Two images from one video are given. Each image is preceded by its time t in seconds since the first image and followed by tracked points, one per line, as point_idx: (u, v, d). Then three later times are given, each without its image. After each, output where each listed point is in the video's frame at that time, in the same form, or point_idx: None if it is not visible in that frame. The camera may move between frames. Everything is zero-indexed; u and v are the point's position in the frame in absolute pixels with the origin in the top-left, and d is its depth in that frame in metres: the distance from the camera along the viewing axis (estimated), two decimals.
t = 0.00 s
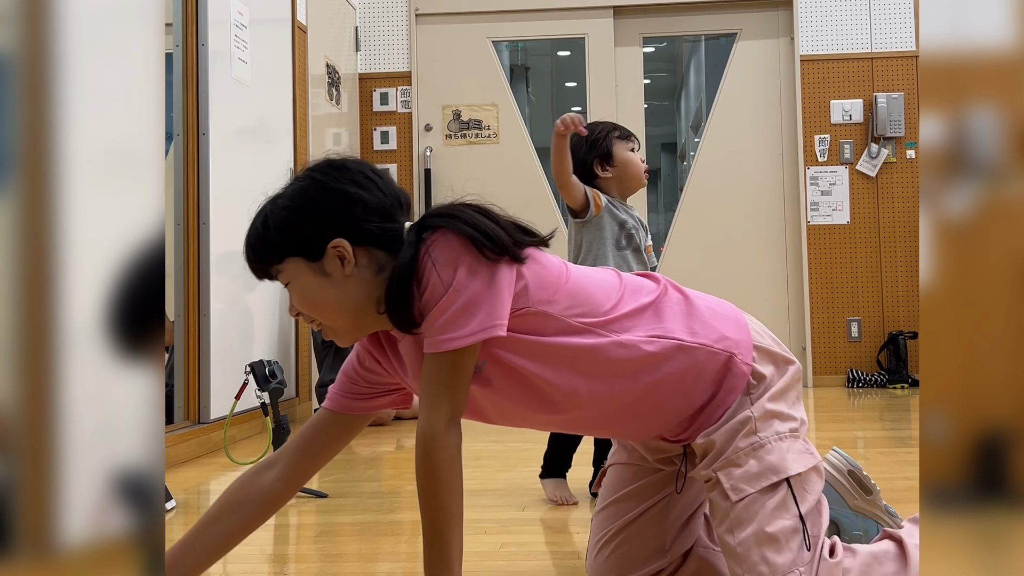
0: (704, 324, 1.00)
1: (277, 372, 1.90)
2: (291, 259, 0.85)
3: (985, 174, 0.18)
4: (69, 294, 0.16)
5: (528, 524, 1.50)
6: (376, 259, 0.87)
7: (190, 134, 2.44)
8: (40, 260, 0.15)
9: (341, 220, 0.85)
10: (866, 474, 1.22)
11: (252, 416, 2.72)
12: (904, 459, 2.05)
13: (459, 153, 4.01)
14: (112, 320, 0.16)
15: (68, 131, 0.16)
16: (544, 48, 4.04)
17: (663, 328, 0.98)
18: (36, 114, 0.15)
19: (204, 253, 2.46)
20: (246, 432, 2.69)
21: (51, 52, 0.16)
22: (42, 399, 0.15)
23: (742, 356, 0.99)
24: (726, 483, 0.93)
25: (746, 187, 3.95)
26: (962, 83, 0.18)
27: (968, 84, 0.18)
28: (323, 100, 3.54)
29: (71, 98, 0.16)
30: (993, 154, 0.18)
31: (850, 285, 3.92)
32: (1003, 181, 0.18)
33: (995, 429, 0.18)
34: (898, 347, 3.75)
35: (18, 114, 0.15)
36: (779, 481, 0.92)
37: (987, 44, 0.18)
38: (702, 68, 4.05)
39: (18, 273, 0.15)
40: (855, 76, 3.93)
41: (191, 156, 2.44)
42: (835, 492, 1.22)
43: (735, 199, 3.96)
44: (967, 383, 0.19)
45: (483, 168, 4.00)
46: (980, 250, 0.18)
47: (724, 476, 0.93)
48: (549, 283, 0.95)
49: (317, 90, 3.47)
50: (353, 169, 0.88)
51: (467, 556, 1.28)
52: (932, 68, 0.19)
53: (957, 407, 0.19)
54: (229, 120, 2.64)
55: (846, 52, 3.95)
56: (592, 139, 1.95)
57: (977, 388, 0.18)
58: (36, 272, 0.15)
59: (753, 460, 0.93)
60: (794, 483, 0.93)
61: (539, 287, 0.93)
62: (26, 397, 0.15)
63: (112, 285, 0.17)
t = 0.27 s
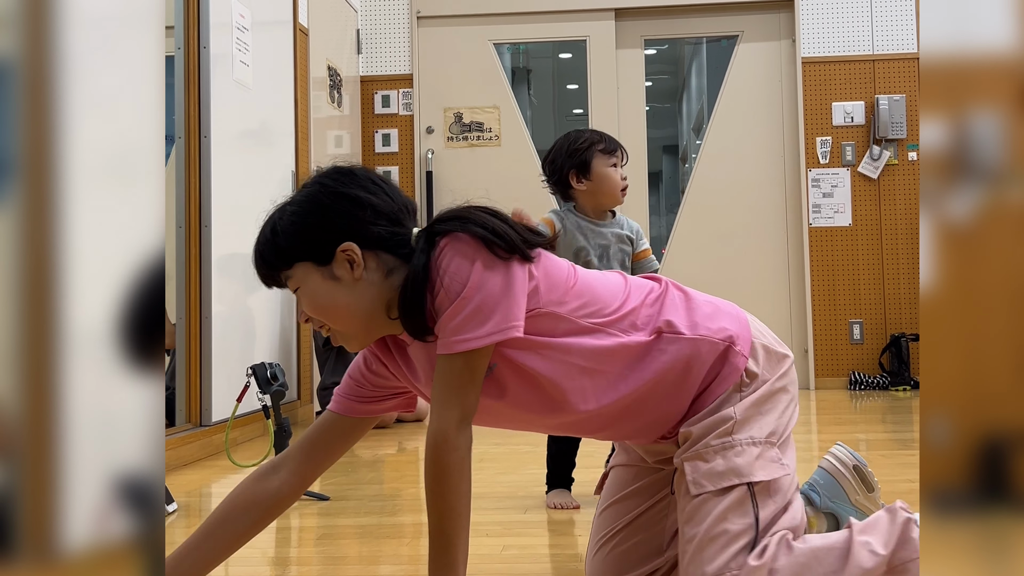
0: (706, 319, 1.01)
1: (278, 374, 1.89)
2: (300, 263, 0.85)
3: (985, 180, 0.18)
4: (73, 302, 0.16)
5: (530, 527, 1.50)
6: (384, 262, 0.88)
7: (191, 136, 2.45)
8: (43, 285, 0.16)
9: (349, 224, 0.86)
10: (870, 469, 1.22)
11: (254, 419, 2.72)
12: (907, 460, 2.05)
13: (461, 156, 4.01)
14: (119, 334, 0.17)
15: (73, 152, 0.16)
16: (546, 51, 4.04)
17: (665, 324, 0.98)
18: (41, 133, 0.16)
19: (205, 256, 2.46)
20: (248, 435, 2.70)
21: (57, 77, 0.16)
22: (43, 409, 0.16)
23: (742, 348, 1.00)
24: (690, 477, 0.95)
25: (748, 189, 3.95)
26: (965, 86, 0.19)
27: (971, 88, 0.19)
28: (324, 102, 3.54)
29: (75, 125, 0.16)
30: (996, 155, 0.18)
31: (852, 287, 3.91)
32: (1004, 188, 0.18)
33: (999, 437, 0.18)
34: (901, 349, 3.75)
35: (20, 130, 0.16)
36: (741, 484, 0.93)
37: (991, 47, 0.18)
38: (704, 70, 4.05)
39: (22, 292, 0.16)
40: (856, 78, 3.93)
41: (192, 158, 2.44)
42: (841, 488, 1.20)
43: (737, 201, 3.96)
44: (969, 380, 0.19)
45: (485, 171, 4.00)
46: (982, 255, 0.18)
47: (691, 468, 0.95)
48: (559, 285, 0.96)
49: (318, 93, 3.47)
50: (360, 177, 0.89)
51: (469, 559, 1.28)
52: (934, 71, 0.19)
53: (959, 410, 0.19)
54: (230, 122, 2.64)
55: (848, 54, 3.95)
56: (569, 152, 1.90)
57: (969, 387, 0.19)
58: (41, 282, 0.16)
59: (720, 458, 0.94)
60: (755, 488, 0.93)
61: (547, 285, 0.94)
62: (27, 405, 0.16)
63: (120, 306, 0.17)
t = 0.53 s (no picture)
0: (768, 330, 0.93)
1: (277, 376, 1.88)
2: (375, 159, 0.84)
3: (986, 181, 0.20)
4: (74, 304, 0.22)
5: (530, 528, 1.50)
6: (450, 185, 0.82)
7: (189, 137, 2.45)
8: (40, 288, 0.21)
9: (424, 140, 0.81)
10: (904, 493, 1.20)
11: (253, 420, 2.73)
12: (909, 462, 2.04)
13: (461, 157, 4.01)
14: (105, 324, 0.23)
15: (70, 164, 0.22)
16: (546, 52, 4.05)
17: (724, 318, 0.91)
18: (34, 150, 0.21)
19: (204, 257, 2.46)
20: (247, 436, 2.69)
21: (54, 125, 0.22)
22: (40, 382, 0.21)
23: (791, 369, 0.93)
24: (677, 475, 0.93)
25: (748, 190, 3.95)
26: (964, 90, 0.20)
27: (972, 92, 0.20)
28: (324, 103, 3.54)
29: (74, 151, 0.22)
30: (995, 157, 0.20)
31: (852, 288, 3.91)
32: (1004, 188, 0.19)
33: (1001, 441, 0.20)
34: (901, 350, 3.73)
35: (16, 143, 0.21)
36: (713, 506, 0.90)
37: (989, 48, 0.20)
38: (704, 71, 4.05)
39: (20, 303, 0.21)
40: (856, 79, 3.93)
41: (191, 159, 2.44)
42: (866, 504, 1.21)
43: (736, 202, 3.96)
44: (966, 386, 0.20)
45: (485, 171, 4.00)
46: (978, 259, 0.20)
47: (681, 467, 0.93)
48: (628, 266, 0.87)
49: (318, 94, 3.47)
50: (452, 90, 0.81)
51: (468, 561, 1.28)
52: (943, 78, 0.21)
53: (960, 411, 0.20)
54: (230, 123, 2.64)
55: (848, 55, 3.95)
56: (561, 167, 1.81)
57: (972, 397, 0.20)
58: (37, 286, 0.21)
59: (707, 472, 0.91)
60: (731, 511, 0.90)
61: (616, 264, 0.86)
62: (26, 423, 0.21)
63: (107, 297, 0.23)
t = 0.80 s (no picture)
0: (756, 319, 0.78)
1: (275, 375, 1.88)
2: None
3: (983, 181, 0.19)
4: (68, 305, 0.21)
5: (528, 528, 1.50)
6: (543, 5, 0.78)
7: (187, 136, 2.43)
8: (38, 288, 0.21)
9: None
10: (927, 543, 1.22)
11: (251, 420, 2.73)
12: (904, 461, 2.05)
13: (459, 156, 4.01)
14: (100, 325, 0.22)
15: (66, 168, 0.21)
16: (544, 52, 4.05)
17: (696, 294, 0.76)
18: (32, 150, 0.21)
19: (202, 257, 2.46)
20: (245, 435, 2.70)
21: (48, 125, 0.21)
22: (37, 378, 0.21)
23: (751, 379, 0.77)
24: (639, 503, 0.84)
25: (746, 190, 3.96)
26: (960, 88, 0.19)
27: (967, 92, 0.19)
28: (322, 103, 3.54)
29: (66, 151, 0.21)
30: (992, 157, 0.19)
31: (850, 288, 3.92)
32: (1000, 190, 0.18)
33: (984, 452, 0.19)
34: (898, 349, 3.70)
35: (16, 141, 0.21)
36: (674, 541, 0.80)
37: (988, 49, 0.18)
38: (702, 70, 4.04)
39: (16, 304, 0.21)
40: (853, 79, 3.94)
41: (189, 158, 2.43)
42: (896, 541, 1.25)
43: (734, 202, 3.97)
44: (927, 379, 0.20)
45: (483, 171, 4.00)
46: (978, 256, 0.19)
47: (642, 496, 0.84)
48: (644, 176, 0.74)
49: (316, 93, 3.47)
50: None
51: (466, 560, 1.28)
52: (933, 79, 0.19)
53: (957, 411, 0.19)
54: (228, 122, 2.64)
55: (846, 54, 3.95)
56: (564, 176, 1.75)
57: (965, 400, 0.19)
58: (33, 286, 0.21)
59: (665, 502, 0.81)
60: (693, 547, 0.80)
61: (636, 161, 0.74)
62: (24, 427, 0.21)
63: (103, 296, 0.22)
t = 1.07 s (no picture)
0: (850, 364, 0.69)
1: (272, 373, 1.88)
2: None
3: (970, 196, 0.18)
4: (64, 303, 0.22)
5: (525, 526, 1.50)
6: None
7: (184, 134, 2.43)
8: (32, 291, 0.21)
9: None
10: None
11: (248, 418, 2.73)
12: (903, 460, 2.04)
13: (456, 154, 4.01)
14: (95, 324, 0.22)
15: (62, 160, 0.22)
16: (541, 50, 4.05)
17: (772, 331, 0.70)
18: (28, 138, 0.21)
19: (198, 255, 2.45)
20: (242, 434, 2.69)
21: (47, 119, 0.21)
22: (32, 386, 0.21)
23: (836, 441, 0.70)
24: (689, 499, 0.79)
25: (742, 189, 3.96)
26: (968, 88, 0.18)
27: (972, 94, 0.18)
28: (319, 101, 3.54)
29: (67, 149, 0.22)
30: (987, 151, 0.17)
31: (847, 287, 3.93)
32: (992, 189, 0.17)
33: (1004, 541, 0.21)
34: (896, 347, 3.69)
35: (13, 133, 0.21)
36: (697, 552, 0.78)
37: (984, 52, 0.17)
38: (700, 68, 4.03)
39: (14, 291, 0.21)
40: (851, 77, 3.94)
41: (185, 155, 2.43)
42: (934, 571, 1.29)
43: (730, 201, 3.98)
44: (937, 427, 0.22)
45: (481, 169, 4.00)
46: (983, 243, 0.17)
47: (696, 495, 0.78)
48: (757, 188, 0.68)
49: (313, 91, 3.46)
50: None
51: (463, 558, 1.28)
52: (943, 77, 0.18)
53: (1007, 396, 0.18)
54: (224, 120, 2.63)
55: (843, 53, 3.96)
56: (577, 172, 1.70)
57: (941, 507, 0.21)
58: (30, 278, 0.21)
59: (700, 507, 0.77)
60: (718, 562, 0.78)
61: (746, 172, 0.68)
62: (19, 430, 0.21)
63: (100, 296, 0.23)
